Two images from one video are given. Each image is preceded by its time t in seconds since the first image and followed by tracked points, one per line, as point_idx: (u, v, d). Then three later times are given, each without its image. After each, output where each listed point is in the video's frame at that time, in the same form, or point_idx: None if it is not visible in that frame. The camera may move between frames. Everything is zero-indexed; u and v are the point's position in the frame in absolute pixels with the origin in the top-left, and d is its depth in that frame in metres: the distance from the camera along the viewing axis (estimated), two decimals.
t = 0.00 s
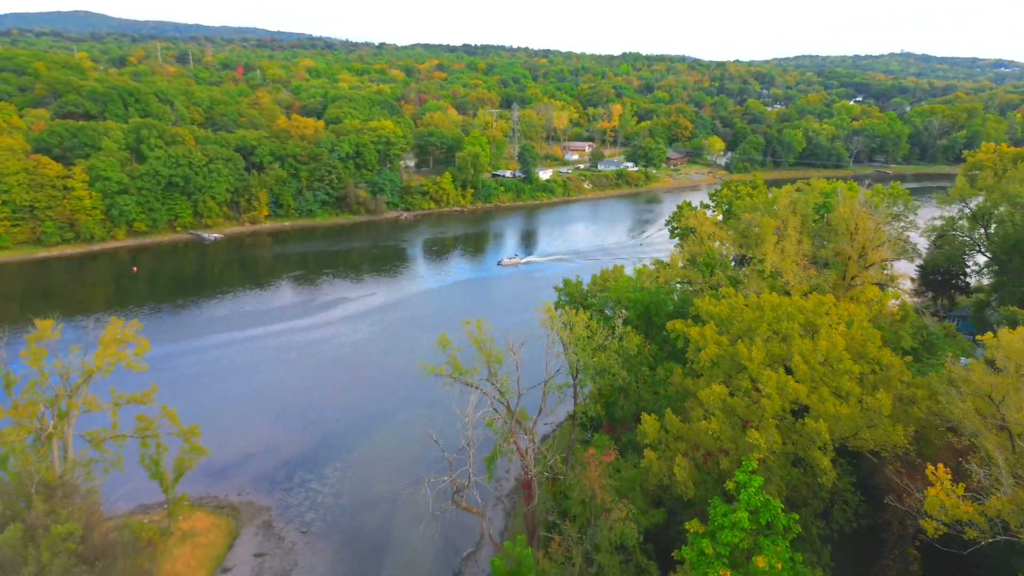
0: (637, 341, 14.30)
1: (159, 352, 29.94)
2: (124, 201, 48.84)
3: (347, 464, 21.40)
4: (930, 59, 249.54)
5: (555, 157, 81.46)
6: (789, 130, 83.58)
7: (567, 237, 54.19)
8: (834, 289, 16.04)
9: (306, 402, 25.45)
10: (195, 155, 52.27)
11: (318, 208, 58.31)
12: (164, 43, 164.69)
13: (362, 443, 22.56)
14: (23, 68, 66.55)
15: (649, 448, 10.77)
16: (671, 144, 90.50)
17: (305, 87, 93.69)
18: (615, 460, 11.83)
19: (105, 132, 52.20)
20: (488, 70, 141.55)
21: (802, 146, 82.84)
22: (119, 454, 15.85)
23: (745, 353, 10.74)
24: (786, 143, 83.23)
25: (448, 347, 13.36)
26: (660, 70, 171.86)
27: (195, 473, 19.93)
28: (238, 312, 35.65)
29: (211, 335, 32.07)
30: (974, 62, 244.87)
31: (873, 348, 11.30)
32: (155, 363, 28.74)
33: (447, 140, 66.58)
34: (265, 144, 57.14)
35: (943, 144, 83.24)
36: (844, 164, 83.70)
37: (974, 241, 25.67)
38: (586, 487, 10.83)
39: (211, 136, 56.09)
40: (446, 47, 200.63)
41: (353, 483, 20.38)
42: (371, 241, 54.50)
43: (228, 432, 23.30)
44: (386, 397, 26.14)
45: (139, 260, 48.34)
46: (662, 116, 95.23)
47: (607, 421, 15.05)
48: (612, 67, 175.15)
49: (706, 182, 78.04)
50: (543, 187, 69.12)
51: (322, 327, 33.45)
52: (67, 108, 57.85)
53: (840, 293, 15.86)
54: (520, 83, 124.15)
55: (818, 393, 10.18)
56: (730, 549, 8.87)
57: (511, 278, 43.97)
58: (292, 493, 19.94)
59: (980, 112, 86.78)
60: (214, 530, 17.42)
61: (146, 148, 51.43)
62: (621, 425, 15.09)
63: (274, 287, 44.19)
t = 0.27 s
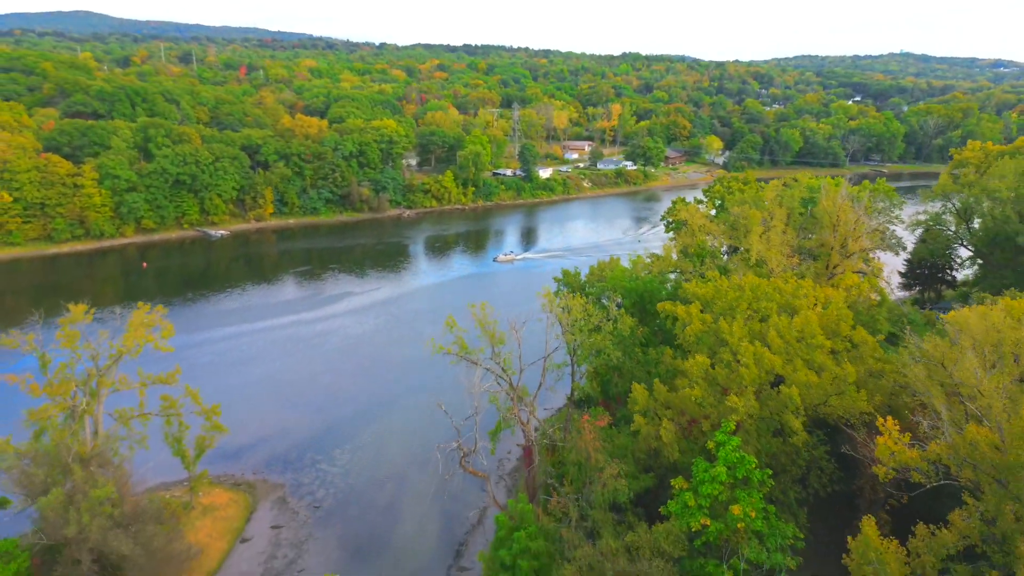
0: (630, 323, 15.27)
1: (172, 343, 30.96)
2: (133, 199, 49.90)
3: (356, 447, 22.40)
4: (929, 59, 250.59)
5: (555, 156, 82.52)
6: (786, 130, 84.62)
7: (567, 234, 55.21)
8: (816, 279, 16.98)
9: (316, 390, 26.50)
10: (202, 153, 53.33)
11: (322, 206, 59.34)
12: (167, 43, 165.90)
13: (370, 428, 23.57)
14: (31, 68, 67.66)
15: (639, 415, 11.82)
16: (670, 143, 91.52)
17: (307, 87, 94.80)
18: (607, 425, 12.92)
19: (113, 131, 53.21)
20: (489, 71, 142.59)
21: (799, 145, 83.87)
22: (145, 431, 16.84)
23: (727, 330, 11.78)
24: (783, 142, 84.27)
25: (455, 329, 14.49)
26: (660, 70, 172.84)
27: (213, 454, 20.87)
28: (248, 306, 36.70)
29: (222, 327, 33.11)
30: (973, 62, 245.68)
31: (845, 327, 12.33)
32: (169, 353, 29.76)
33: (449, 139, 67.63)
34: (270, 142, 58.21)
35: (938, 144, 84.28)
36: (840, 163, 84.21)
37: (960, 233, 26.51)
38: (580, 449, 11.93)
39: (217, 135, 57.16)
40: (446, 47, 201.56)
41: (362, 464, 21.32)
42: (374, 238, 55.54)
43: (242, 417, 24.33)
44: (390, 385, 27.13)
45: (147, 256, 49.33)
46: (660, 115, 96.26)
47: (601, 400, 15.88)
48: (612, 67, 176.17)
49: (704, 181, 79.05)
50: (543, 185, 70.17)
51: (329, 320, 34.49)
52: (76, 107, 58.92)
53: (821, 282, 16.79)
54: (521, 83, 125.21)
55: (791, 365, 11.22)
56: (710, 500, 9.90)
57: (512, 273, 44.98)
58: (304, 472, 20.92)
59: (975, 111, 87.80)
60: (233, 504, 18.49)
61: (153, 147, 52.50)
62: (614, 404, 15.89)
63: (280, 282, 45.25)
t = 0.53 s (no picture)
0: (625, 308, 16.30)
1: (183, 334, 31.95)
2: (141, 196, 50.89)
3: (364, 431, 23.37)
4: (928, 59, 251.46)
5: (555, 156, 83.56)
6: (783, 129, 85.64)
7: (567, 232, 56.19)
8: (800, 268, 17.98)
9: (324, 379, 27.50)
10: (208, 152, 54.39)
11: (326, 204, 60.39)
12: (169, 43, 166.93)
13: (377, 414, 24.56)
14: (39, 68, 68.71)
15: (631, 388, 12.86)
16: (669, 142, 92.53)
17: (310, 87, 95.85)
18: (602, 397, 13.98)
19: (122, 130, 54.26)
20: (489, 70, 143.57)
21: (796, 145, 84.90)
22: (168, 411, 17.81)
23: (712, 310, 12.83)
24: (780, 141, 85.31)
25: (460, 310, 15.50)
26: (659, 70, 173.82)
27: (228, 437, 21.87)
28: (256, 300, 37.70)
29: (232, 320, 34.10)
30: (972, 62, 246.47)
31: (823, 309, 13.33)
32: (181, 344, 30.75)
33: (451, 138, 68.68)
34: (275, 141, 59.23)
35: (934, 143, 85.29)
36: (838, 162, 84.90)
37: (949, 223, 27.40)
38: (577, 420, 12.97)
39: (223, 134, 58.19)
40: (447, 47, 202.62)
41: (370, 447, 22.28)
42: (377, 235, 56.55)
43: (254, 404, 25.35)
44: (396, 374, 28.13)
45: (154, 253, 50.31)
46: (660, 115, 97.28)
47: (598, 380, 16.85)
48: (613, 67, 177.13)
49: (702, 180, 80.09)
50: (543, 184, 71.22)
51: (335, 313, 35.48)
52: (84, 107, 59.94)
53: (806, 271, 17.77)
54: (521, 83, 126.21)
55: (771, 341, 12.23)
56: (694, 461, 10.93)
57: (513, 269, 45.97)
58: (315, 453, 21.91)
59: (971, 111, 88.78)
60: (249, 481, 19.53)
61: (161, 146, 53.56)
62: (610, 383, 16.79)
63: (286, 278, 46.24)
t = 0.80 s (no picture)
0: (620, 295, 17.34)
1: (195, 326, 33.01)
2: (149, 194, 51.97)
3: (372, 417, 24.40)
4: (927, 59, 252.24)
5: (555, 155, 84.61)
6: (781, 128, 86.66)
7: (567, 229, 57.18)
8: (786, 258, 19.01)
9: (332, 368, 28.57)
10: (215, 151, 55.47)
11: (330, 201, 61.46)
12: (171, 43, 168.08)
13: (384, 401, 25.60)
14: (48, 68, 69.81)
15: (624, 364, 13.91)
16: (667, 141, 93.54)
17: (313, 87, 96.90)
18: (597, 375, 15.03)
19: (130, 129, 55.33)
20: (490, 70, 144.56)
21: (793, 144, 85.92)
22: (189, 393, 18.81)
23: (699, 292, 13.90)
24: (778, 141, 86.33)
25: (465, 295, 16.57)
26: (658, 70, 174.77)
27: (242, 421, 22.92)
28: (264, 293, 38.75)
29: (241, 312, 35.17)
30: (971, 62, 247.19)
31: (804, 292, 14.35)
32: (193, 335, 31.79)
33: (452, 138, 69.71)
34: (279, 140, 60.31)
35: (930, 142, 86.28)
36: (834, 161, 86.37)
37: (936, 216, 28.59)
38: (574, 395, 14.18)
39: (229, 133, 59.26)
40: (447, 47, 203.53)
41: (378, 431, 23.32)
42: (381, 232, 57.62)
43: (265, 391, 26.42)
44: (401, 363, 29.19)
45: (162, 249, 51.32)
46: (659, 114, 98.30)
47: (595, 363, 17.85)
48: (613, 67, 178.05)
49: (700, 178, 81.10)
50: (544, 182, 72.27)
51: (341, 306, 36.55)
52: (92, 106, 61.01)
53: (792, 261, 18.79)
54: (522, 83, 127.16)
55: (753, 320, 13.29)
56: (681, 428, 11.94)
57: (513, 265, 46.98)
58: (326, 436, 22.95)
59: (966, 110, 89.77)
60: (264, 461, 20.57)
61: (169, 145, 54.66)
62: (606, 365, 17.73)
63: (291, 273, 47.29)
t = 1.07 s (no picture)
0: (616, 283, 18.34)
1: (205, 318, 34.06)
2: (157, 191, 53.01)
3: (378, 404, 25.41)
4: (927, 59, 253.01)
5: (555, 154, 85.61)
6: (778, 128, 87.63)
7: (566, 226, 58.16)
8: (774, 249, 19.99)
9: (339, 358, 29.61)
10: (221, 149, 56.50)
11: (333, 199, 62.52)
12: (173, 43, 169.03)
13: (390, 389, 26.62)
14: (55, 68, 70.85)
15: (618, 343, 15.03)
16: (666, 141, 94.52)
17: (315, 86, 97.95)
18: (593, 357, 16.01)
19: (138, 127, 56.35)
20: (490, 70, 145.55)
21: (790, 143, 86.88)
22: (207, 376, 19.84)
23: (687, 277, 14.93)
24: (775, 140, 87.32)
25: (470, 283, 17.62)
26: (658, 70, 175.74)
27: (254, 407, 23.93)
28: (272, 288, 39.81)
29: (249, 305, 36.21)
30: (971, 61, 247.90)
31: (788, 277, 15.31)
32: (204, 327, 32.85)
33: (453, 137, 70.68)
34: (284, 139, 61.36)
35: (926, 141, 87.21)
36: (830, 159, 87.20)
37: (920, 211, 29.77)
38: (573, 375, 15.18)
39: (235, 132, 60.30)
40: (448, 47, 204.48)
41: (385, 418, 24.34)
42: (383, 229, 58.65)
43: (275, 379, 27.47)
44: (406, 354, 30.21)
45: (169, 245, 52.34)
46: (658, 114, 99.31)
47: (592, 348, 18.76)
48: (613, 67, 178.96)
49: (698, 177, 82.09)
50: (544, 181, 73.30)
51: (346, 300, 37.59)
52: (100, 105, 62.06)
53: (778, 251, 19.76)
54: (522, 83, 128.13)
55: (738, 302, 14.29)
56: (670, 400, 12.88)
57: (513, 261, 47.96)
58: (335, 422, 23.97)
59: (962, 110, 90.70)
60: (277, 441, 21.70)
61: (176, 143, 55.70)
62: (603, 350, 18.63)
63: (296, 269, 48.31)
